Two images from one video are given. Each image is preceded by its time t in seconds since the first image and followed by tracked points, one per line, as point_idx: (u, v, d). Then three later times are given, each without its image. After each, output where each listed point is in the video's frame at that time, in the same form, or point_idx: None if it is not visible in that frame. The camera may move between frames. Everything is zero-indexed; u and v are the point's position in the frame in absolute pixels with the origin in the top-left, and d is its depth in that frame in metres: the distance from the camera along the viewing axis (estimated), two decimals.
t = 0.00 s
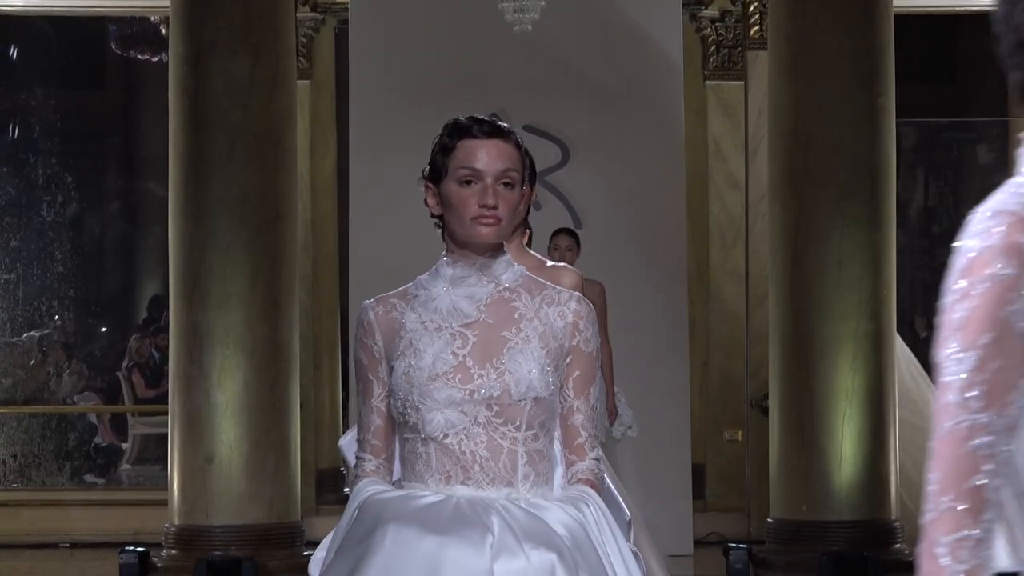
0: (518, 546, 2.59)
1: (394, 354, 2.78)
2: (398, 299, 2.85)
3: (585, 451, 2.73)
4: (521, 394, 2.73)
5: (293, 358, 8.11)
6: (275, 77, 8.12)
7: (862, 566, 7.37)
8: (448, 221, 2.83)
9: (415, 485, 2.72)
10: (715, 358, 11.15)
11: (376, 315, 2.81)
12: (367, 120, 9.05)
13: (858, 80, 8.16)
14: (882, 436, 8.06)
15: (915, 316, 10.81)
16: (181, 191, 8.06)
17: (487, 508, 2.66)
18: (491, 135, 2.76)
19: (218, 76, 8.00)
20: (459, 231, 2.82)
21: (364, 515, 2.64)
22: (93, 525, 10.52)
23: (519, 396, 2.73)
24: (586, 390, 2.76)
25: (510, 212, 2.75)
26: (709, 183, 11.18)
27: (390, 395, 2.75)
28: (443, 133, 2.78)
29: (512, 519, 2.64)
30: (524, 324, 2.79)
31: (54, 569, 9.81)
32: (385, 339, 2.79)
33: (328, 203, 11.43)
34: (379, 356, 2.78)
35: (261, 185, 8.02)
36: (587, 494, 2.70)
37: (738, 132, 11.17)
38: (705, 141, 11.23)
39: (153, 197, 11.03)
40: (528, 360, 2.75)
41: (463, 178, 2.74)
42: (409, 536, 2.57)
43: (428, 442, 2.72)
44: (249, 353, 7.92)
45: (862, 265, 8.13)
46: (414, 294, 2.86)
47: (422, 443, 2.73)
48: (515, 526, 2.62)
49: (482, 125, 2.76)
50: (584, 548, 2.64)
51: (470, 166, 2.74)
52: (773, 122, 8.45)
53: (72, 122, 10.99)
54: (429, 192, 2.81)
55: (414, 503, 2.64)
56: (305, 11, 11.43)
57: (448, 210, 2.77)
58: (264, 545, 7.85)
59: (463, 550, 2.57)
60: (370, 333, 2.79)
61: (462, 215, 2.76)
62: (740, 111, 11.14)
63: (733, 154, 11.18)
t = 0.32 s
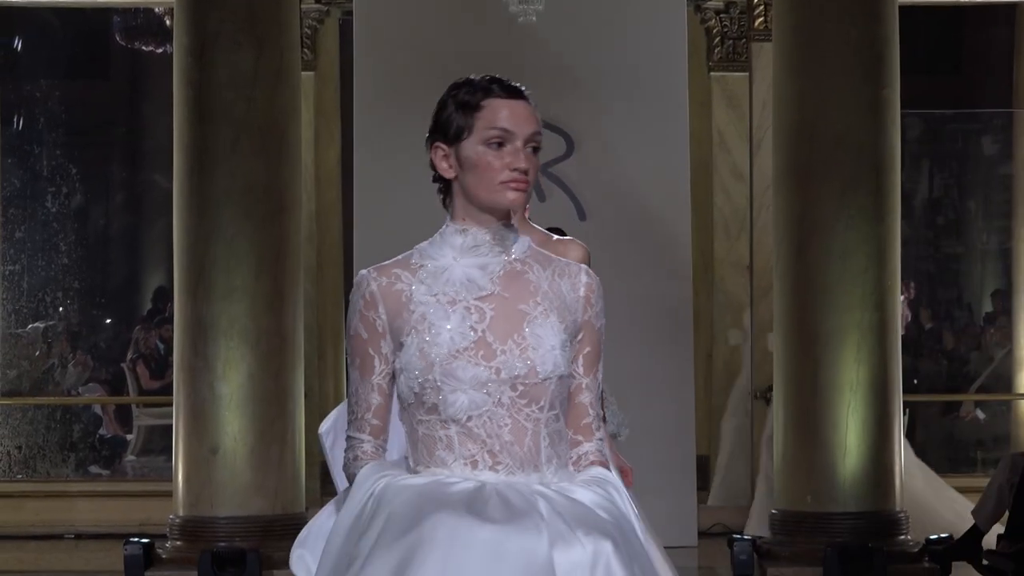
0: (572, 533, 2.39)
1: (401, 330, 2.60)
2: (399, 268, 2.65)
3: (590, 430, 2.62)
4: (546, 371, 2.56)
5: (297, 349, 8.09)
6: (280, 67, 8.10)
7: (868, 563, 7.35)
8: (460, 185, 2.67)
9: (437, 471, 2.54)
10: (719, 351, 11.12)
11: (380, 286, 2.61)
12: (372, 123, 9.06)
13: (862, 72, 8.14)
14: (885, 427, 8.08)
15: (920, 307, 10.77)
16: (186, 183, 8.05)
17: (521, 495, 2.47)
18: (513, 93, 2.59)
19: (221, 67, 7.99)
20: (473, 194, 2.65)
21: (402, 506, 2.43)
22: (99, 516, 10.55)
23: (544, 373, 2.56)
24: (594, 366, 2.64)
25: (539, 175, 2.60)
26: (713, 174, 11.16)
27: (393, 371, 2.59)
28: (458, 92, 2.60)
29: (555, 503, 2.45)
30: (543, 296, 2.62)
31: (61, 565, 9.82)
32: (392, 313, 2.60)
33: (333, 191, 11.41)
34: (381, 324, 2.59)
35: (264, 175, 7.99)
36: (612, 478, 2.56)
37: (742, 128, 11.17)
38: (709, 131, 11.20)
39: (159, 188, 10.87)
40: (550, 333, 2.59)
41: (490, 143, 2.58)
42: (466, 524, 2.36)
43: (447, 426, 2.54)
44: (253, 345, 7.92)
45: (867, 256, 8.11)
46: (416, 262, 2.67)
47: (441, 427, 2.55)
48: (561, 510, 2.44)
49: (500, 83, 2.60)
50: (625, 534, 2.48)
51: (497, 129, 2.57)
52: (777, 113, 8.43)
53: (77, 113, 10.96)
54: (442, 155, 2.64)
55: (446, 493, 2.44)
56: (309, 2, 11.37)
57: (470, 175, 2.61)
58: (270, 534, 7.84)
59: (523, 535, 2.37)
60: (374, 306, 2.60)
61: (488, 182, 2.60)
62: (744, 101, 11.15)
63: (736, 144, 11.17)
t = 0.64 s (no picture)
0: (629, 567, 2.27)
1: (444, 351, 2.38)
2: (441, 284, 2.44)
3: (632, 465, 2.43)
4: (598, 401, 2.38)
5: (302, 342, 8.11)
6: (284, 60, 8.11)
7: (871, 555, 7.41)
8: (514, 199, 2.46)
9: (478, 504, 2.35)
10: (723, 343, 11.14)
11: (420, 303, 2.40)
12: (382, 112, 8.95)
13: (866, 66, 8.15)
14: (890, 420, 8.10)
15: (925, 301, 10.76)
16: (191, 175, 8.06)
17: (571, 526, 2.31)
18: (581, 106, 2.40)
19: (226, 61, 8.01)
20: (529, 211, 2.44)
21: (447, 539, 2.28)
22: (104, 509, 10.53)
23: (596, 402, 2.38)
24: (639, 398, 2.46)
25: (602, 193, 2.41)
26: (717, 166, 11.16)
27: (431, 395, 2.38)
28: (523, 102, 2.40)
29: (606, 532, 2.31)
30: (593, 321, 2.43)
31: (67, 557, 9.74)
32: (433, 333, 2.39)
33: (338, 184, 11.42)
34: (421, 344, 2.38)
35: (269, 169, 8.00)
36: (658, 509, 2.42)
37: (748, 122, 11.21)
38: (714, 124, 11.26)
39: (164, 180, 10.94)
40: (600, 361, 2.40)
41: (558, 158, 2.38)
42: (518, 557, 2.22)
43: (489, 458, 2.35)
44: (258, 337, 7.93)
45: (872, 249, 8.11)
46: (458, 277, 2.45)
47: (482, 457, 2.35)
48: (613, 541, 2.30)
49: (564, 92, 2.40)
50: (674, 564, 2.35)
51: (570, 143, 2.38)
52: (783, 105, 8.44)
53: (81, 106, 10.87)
54: (500, 167, 2.43)
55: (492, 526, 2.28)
56: None
57: (533, 189, 2.41)
58: (274, 527, 7.89)
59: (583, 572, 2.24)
60: (415, 324, 2.38)
61: (553, 197, 2.40)
62: (749, 94, 11.15)
63: (741, 137, 11.18)
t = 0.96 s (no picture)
0: (719, 551, 2.03)
1: (517, 320, 2.19)
2: (513, 250, 2.24)
3: (714, 443, 2.23)
4: (682, 373, 2.18)
5: (304, 333, 8.14)
6: (287, 53, 8.13)
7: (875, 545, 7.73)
8: (596, 156, 2.23)
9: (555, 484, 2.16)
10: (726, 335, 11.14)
11: (492, 268, 2.21)
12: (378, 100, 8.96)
13: (868, 57, 8.16)
14: (892, 410, 8.12)
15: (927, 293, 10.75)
16: (194, 167, 8.07)
17: (654, 507, 2.11)
18: (659, 57, 2.20)
19: (230, 52, 8.01)
20: (613, 168, 2.22)
21: (525, 520, 2.07)
22: (108, 501, 10.43)
23: (681, 374, 2.18)
24: (723, 370, 2.25)
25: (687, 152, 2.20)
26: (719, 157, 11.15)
27: (503, 368, 2.19)
28: (602, 51, 2.18)
29: (696, 515, 2.10)
30: (677, 289, 2.22)
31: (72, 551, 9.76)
32: (505, 301, 2.19)
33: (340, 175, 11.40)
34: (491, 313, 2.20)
35: (271, 161, 8.03)
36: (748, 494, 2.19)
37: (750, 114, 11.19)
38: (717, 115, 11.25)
39: (166, 172, 10.83)
40: (683, 329, 2.20)
41: (644, 110, 2.17)
42: (604, 539, 2.01)
43: (566, 433, 2.16)
44: (260, 329, 7.95)
45: (874, 241, 8.12)
46: (531, 242, 2.25)
47: (560, 432, 2.17)
48: (704, 524, 2.08)
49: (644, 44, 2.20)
50: (775, 549, 2.12)
51: (655, 93, 2.17)
52: (784, 96, 8.45)
53: (84, 97, 10.80)
54: (579, 122, 2.22)
55: (573, 511, 2.07)
56: None
57: (617, 143, 2.19)
58: (275, 520, 7.93)
59: (674, 556, 2.01)
60: (485, 291, 2.19)
61: (639, 151, 2.18)
62: (752, 86, 11.15)
63: (744, 129, 11.18)
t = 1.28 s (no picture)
0: None
1: (630, 342, 1.79)
2: (619, 263, 1.84)
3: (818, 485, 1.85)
4: (805, 397, 1.81)
5: (304, 325, 8.13)
6: (287, 45, 8.12)
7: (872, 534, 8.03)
8: (701, 168, 1.87)
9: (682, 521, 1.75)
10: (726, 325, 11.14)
11: (603, 284, 1.81)
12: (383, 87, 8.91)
13: (869, 52, 8.16)
14: (891, 402, 8.10)
15: (928, 283, 10.73)
16: (194, 158, 8.06)
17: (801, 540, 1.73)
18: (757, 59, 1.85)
19: (229, 44, 8.00)
20: (721, 178, 1.85)
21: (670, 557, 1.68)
22: (109, 490, 10.29)
23: (805, 399, 1.81)
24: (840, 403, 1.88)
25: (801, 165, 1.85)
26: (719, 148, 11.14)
27: (610, 396, 1.79)
28: (705, 48, 1.83)
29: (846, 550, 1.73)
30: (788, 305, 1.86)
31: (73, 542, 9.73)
32: (619, 320, 1.80)
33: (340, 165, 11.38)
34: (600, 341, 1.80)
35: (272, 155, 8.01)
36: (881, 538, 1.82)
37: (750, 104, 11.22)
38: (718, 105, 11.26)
39: (167, 163, 10.84)
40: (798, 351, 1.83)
41: (753, 119, 1.82)
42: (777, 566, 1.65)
43: (689, 462, 1.76)
44: (260, 320, 7.94)
45: (874, 233, 8.12)
46: (638, 255, 1.86)
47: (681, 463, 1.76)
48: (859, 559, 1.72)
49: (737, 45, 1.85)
50: None
51: (763, 100, 1.82)
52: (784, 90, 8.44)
53: (84, 87, 10.77)
54: (682, 132, 1.84)
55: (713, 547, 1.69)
56: None
57: (726, 155, 1.83)
58: (275, 511, 7.96)
59: None
60: (596, 309, 1.79)
61: (748, 159, 1.83)
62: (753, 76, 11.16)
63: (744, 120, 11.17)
